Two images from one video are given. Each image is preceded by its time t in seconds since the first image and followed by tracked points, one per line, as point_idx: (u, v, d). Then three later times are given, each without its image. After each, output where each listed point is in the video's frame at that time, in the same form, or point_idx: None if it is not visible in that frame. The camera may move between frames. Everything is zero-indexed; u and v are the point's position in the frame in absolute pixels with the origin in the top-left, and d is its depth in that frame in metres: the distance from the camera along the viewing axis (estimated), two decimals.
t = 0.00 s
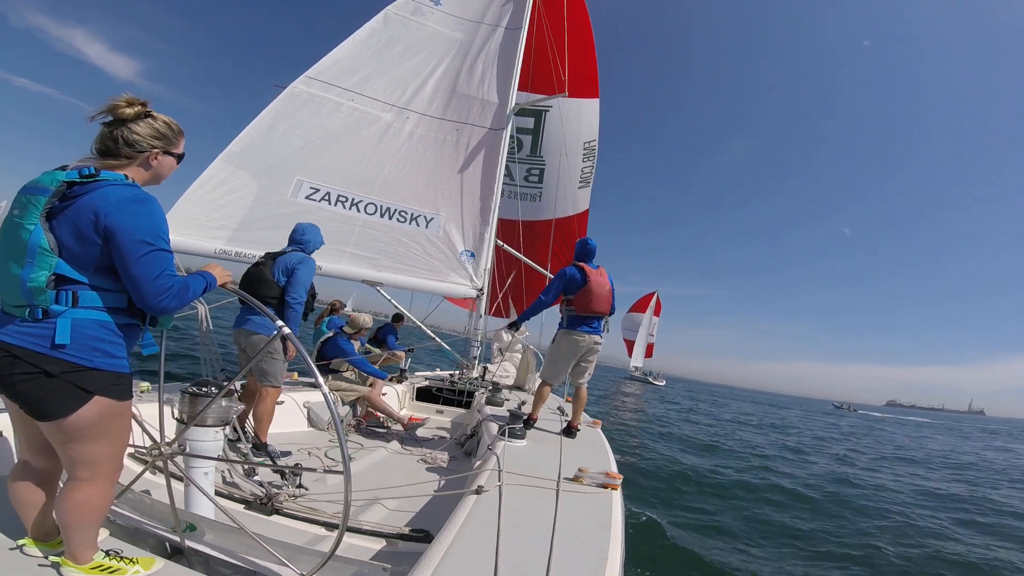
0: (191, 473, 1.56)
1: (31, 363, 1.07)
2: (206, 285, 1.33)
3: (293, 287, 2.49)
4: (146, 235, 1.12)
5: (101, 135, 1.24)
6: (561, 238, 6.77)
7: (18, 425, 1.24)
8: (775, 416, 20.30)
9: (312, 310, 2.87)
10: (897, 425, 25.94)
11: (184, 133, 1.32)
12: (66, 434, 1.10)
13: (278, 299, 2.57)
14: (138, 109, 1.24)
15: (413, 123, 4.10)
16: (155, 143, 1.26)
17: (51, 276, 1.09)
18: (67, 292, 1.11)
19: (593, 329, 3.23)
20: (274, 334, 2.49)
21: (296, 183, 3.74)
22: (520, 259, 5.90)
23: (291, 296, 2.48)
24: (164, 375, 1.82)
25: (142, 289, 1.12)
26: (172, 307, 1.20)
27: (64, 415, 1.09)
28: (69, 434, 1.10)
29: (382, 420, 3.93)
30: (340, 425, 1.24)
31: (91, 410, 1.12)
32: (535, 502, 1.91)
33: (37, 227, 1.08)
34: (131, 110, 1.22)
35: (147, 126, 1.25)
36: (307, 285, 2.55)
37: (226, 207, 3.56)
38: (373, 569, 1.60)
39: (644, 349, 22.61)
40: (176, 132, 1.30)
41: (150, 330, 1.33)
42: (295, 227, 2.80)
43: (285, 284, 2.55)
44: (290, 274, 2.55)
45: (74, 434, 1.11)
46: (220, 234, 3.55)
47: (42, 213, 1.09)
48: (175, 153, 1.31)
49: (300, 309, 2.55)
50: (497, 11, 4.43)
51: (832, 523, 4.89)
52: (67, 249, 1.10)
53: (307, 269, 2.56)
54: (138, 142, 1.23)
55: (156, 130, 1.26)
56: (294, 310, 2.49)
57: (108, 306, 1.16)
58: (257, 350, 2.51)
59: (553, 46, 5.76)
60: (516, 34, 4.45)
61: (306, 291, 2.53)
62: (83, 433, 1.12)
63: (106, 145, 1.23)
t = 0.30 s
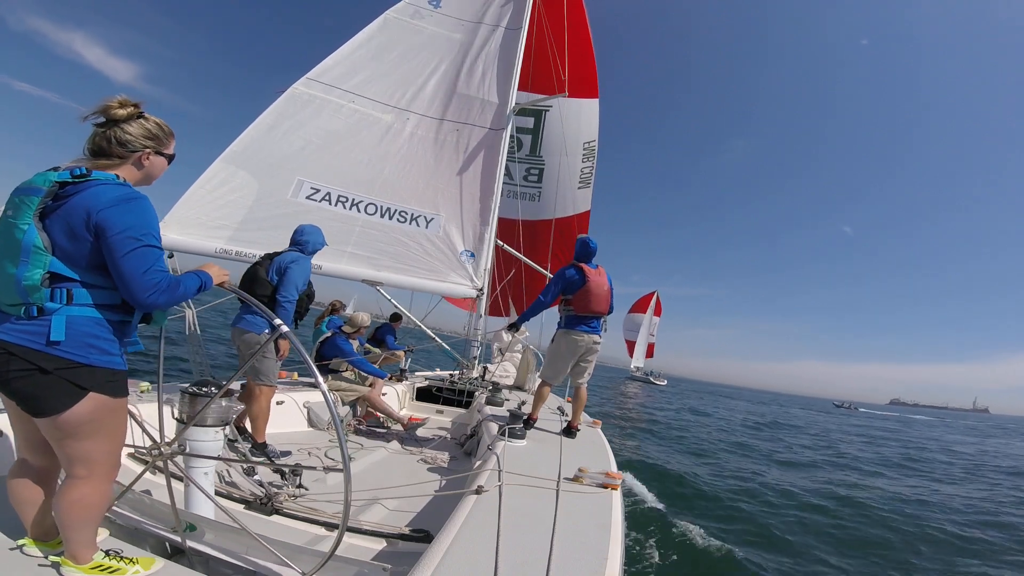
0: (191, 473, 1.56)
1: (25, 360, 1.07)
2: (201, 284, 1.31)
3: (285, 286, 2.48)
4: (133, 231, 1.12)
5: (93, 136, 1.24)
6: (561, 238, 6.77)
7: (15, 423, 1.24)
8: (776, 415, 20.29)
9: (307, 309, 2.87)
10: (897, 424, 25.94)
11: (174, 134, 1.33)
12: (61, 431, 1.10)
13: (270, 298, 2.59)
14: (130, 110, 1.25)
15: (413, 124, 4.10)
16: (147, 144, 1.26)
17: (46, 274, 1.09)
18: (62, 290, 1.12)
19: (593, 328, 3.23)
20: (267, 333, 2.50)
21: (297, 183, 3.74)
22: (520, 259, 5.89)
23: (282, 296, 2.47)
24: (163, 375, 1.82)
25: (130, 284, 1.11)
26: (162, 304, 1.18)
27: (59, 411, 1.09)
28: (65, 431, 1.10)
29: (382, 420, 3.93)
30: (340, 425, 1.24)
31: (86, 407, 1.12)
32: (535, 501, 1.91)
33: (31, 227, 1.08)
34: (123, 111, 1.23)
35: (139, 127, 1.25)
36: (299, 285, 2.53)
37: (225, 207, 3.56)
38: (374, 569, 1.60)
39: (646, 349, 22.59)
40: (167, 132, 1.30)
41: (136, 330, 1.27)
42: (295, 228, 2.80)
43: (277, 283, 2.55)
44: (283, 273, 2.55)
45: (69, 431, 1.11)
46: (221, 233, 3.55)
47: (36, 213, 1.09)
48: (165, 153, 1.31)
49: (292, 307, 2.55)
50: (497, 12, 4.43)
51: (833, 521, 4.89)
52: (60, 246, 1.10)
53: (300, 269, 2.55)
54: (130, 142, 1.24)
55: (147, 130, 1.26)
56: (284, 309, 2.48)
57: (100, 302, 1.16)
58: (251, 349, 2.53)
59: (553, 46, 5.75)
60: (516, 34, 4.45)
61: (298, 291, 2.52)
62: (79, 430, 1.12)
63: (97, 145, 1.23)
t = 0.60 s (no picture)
0: (191, 473, 1.57)
1: (12, 358, 1.07)
2: (193, 281, 1.30)
3: (279, 284, 2.48)
4: (119, 228, 1.12)
5: (81, 138, 1.24)
6: (561, 237, 6.78)
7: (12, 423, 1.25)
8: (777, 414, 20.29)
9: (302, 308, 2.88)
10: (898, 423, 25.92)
11: (162, 134, 1.33)
12: (55, 429, 1.11)
13: (266, 297, 2.59)
14: (116, 111, 1.25)
15: (413, 125, 4.10)
16: (135, 143, 1.27)
17: (34, 272, 1.10)
18: (50, 287, 1.11)
19: (594, 329, 3.23)
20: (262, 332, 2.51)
21: (297, 183, 3.74)
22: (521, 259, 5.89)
23: (276, 293, 2.46)
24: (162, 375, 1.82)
25: (116, 280, 1.11)
26: (150, 300, 1.17)
27: (50, 409, 1.09)
28: (59, 429, 1.11)
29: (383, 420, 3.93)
30: (340, 425, 1.24)
31: (75, 405, 1.12)
32: (536, 501, 1.91)
33: (20, 225, 1.10)
34: (109, 112, 1.23)
35: (126, 127, 1.26)
36: (293, 283, 2.53)
37: (226, 207, 3.56)
38: (374, 569, 1.60)
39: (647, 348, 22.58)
40: (154, 132, 1.30)
41: (125, 328, 1.26)
42: (290, 228, 2.80)
43: (271, 282, 2.55)
44: (276, 271, 2.55)
45: (63, 428, 1.11)
46: (221, 233, 3.55)
47: (25, 213, 1.11)
48: (154, 153, 1.31)
49: (287, 305, 2.53)
50: (497, 12, 4.43)
51: (835, 520, 4.88)
52: (49, 245, 1.11)
53: (294, 267, 2.55)
54: (118, 142, 1.24)
55: (135, 131, 1.27)
56: (279, 307, 2.46)
57: (89, 300, 1.16)
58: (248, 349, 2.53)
59: (553, 46, 5.75)
60: (516, 35, 4.45)
61: (292, 289, 2.51)
62: (73, 428, 1.12)
63: (85, 146, 1.23)
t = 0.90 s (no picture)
0: (191, 473, 1.57)
1: (10, 357, 1.07)
2: (192, 281, 1.29)
3: (279, 285, 2.48)
4: (115, 227, 1.12)
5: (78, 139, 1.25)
6: (562, 237, 6.78)
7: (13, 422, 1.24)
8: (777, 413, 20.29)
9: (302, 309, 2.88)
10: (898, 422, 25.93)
11: (159, 134, 1.33)
12: (54, 428, 1.10)
13: (266, 297, 2.59)
14: (110, 111, 1.25)
15: (413, 125, 4.10)
16: (131, 143, 1.26)
17: (33, 272, 1.11)
18: (49, 287, 1.12)
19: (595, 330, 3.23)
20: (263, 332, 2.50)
21: (297, 183, 3.74)
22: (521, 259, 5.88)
23: (277, 294, 2.47)
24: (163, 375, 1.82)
25: (112, 278, 1.11)
26: (147, 299, 1.16)
27: (49, 407, 1.09)
28: (58, 428, 1.11)
29: (383, 420, 3.93)
30: (340, 425, 1.24)
31: (74, 404, 1.11)
32: (537, 501, 1.91)
33: (18, 226, 1.10)
34: (103, 113, 1.24)
35: (122, 127, 1.26)
36: (293, 284, 2.53)
37: (225, 207, 3.56)
38: (375, 569, 1.60)
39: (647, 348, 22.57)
40: (151, 133, 1.30)
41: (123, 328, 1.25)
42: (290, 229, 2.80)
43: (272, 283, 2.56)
44: (277, 272, 2.55)
45: (62, 428, 1.11)
46: (221, 233, 3.55)
47: (23, 214, 1.11)
48: (152, 152, 1.31)
49: (288, 306, 2.54)
50: (497, 12, 4.43)
51: (835, 519, 4.88)
52: (48, 244, 1.11)
53: (295, 268, 2.55)
54: (113, 141, 1.24)
55: (131, 131, 1.27)
56: (279, 308, 2.47)
57: (86, 299, 1.16)
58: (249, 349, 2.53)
59: (553, 46, 5.74)
60: (516, 35, 4.45)
61: (293, 290, 2.52)
62: (72, 427, 1.12)
63: (82, 147, 1.24)
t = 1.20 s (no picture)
0: (191, 473, 1.57)
1: (20, 355, 1.08)
2: (200, 284, 1.29)
3: (281, 286, 2.48)
4: (125, 227, 1.12)
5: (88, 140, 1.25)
6: (561, 237, 6.77)
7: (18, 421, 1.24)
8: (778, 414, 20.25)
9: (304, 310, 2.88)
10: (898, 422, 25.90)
11: (168, 134, 1.33)
12: (57, 428, 1.10)
13: (268, 298, 2.59)
14: (118, 112, 1.25)
15: (413, 124, 4.10)
16: (140, 142, 1.26)
17: (46, 272, 1.10)
18: (62, 287, 1.12)
19: (596, 330, 3.22)
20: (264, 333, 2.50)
21: (297, 183, 3.74)
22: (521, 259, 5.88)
23: (279, 296, 2.47)
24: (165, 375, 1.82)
25: (119, 278, 1.10)
26: (153, 300, 1.15)
27: (53, 408, 1.09)
28: (61, 428, 1.10)
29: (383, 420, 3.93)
30: (340, 425, 1.23)
31: (80, 404, 1.11)
32: (536, 502, 1.91)
33: (32, 226, 1.10)
34: (112, 113, 1.24)
35: (132, 128, 1.26)
36: (296, 286, 2.53)
37: (225, 207, 3.56)
38: (374, 569, 1.59)
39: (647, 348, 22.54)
40: (160, 133, 1.30)
41: (137, 328, 1.27)
42: (291, 229, 2.80)
43: (273, 284, 2.56)
44: (279, 273, 2.55)
45: (65, 428, 1.10)
46: (221, 233, 3.55)
47: (36, 213, 1.11)
48: (161, 152, 1.31)
49: (290, 307, 2.54)
50: (497, 12, 4.42)
51: (835, 519, 4.87)
52: (58, 244, 1.11)
53: (296, 269, 2.55)
54: (122, 141, 1.24)
55: (140, 131, 1.27)
56: (281, 310, 2.47)
57: (96, 300, 1.16)
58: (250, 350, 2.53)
59: (553, 46, 5.74)
60: (516, 35, 4.45)
61: (295, 291, 2.52)
62: (75, 428, 1.11)
63: (92, 147, 1.24)
